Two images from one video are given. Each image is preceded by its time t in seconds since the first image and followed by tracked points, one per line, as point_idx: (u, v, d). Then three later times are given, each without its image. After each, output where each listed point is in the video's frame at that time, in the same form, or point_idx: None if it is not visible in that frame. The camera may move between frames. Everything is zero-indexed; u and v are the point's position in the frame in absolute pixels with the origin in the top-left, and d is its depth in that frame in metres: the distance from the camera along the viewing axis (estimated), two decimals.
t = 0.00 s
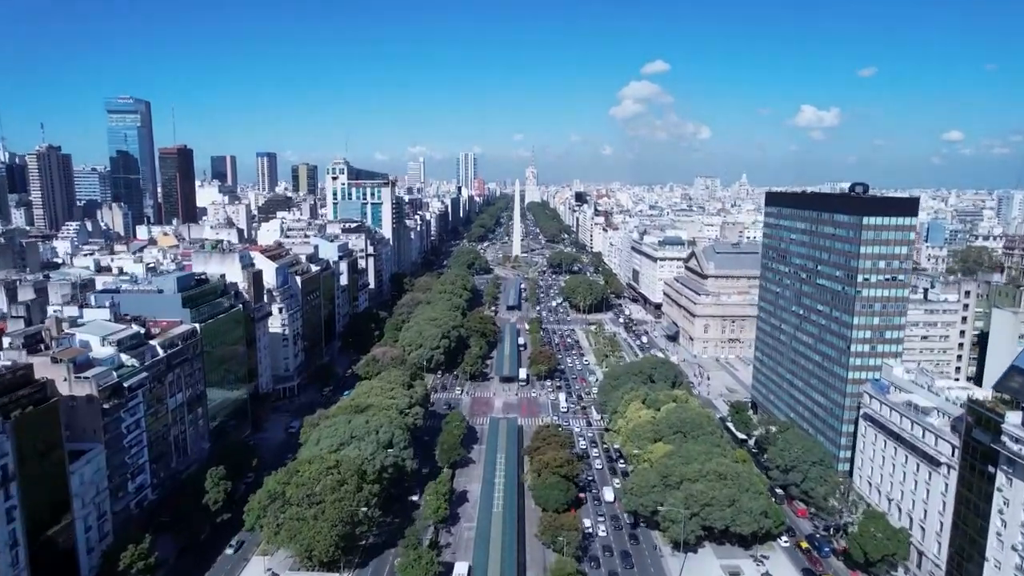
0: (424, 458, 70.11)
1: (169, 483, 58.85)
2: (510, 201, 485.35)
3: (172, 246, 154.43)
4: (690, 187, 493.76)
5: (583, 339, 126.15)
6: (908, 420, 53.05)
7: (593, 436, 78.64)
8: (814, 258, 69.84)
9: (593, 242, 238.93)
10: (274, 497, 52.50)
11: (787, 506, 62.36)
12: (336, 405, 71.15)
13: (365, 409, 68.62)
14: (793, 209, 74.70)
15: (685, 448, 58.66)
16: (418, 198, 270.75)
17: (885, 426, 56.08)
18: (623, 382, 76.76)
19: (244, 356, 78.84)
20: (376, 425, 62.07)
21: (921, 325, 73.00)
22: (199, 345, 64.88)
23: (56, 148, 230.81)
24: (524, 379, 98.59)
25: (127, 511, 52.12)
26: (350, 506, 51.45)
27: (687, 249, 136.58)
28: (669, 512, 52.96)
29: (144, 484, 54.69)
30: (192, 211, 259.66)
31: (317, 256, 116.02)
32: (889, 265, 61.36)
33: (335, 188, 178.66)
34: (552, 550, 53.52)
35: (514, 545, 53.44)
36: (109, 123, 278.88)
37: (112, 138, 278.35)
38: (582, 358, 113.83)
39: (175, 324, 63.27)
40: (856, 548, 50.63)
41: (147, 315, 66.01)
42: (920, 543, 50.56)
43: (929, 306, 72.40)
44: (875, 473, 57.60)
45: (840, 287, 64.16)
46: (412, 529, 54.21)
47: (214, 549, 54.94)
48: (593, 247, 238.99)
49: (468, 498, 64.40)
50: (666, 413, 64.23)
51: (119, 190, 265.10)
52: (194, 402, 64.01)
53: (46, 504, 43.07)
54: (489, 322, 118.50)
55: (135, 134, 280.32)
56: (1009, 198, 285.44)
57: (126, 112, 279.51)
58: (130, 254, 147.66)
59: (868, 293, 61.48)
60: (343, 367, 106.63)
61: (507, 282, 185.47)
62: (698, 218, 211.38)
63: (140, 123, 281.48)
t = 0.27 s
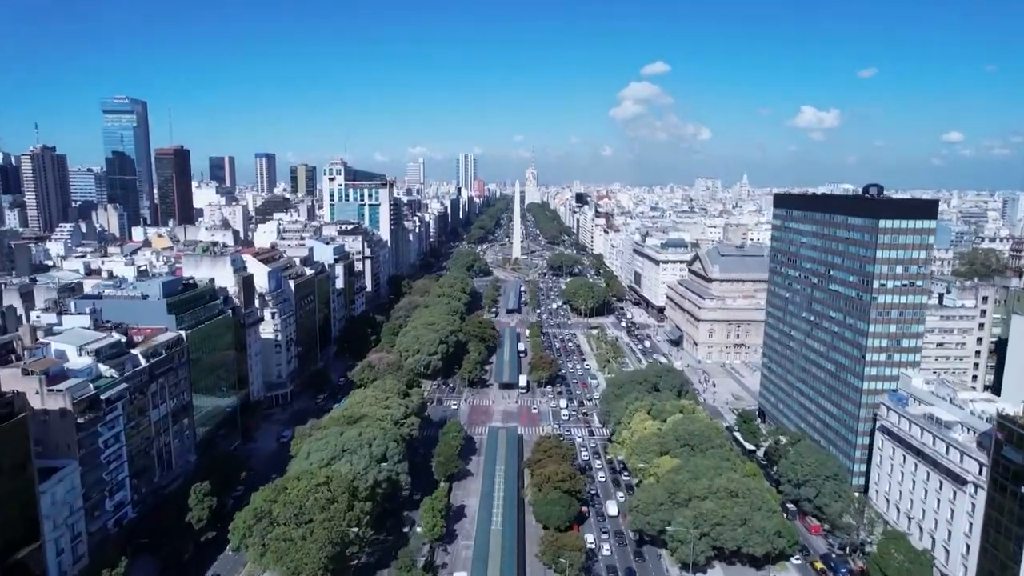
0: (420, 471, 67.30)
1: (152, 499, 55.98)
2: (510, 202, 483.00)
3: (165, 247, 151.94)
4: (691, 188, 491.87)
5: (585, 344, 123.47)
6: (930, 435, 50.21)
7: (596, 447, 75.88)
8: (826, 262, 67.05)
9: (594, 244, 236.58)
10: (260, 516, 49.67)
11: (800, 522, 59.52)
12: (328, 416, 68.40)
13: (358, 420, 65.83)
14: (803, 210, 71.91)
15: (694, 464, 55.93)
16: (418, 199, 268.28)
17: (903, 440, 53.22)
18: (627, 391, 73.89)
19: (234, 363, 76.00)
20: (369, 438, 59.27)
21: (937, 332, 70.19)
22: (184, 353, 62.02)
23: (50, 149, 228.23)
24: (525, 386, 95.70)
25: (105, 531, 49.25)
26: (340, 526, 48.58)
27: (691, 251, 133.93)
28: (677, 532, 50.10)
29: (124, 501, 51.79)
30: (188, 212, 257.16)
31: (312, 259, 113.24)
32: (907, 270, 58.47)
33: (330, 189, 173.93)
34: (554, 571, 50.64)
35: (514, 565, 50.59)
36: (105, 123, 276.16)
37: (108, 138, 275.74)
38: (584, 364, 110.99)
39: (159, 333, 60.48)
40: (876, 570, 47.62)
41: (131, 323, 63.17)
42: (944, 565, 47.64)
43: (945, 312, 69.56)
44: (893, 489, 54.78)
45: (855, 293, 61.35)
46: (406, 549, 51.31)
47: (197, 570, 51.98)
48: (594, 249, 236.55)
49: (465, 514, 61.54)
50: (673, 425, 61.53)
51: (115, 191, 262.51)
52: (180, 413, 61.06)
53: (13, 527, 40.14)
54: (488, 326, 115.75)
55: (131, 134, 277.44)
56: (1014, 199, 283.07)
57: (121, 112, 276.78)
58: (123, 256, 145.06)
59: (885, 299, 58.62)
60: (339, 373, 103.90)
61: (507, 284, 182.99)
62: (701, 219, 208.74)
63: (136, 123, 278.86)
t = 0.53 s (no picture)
0: (415, 486, 64.57)
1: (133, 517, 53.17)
2: (510, 203, 480.35)
3: (159, 249, 149.23)
4: (692, 189, 488.69)
5: (586, 349, 120.82)
6: (955, 450, 47.37)
7: (599, 459, 73.12)
8: (840, 267, 64.31)
9: (595, 246, 233.97)
10: (245, 536, 46.71)
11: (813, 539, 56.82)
12: (320, 427, 65.63)
13: (351, 432, 63.06)
14: (815, 212, 69.16)
15: (703, 480, 53.24)
16: (417, 201, 265.64)
17: (924, 455, 50.40)
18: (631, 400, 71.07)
19: (223, 372, 73.28)
20: (362, 452, 56.52)
21: (954, 339, 67.43)
22: (169, 362, 59.27)
23: (45, 149, 225.56)
24: (525, 394, 92.88)
25: (79, 553, 46.39)
26: (329, 548, 45.75)
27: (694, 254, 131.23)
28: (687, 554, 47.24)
29: (102, 520, 48.92)
30: (185, 214, 254.60)
31: (307, 263, 110.51)
32: (927, 275, 55.71)
33: (328, 190, 172.16)
34: None
35: None
36: (100, 123, 273.35)
37: (104, 139, 273.00)
38: (586, 370, 108.16)
39: (143, 340, 57.70)
40: None
41: (114, 330, 60.45)
42: None
43: (962, 319, 66.72)
44: (913, 507, 51.99)
45: (870, 299, 58.60)
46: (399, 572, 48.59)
47: None
48: (595, 251, 233.91)
49: (463, 531, 58.69)
50: (680, 438, 58.82)
51: (111, 192, 259.70)
52: (164, 425, 58.22)
53: None
54: (487, 331, 113.00)
55: (127, 134, 274.57)
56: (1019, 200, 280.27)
57: (117, 112, 274.11)
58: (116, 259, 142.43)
59: (903, 306, 55.86)
60: (334, 379, 101.18)
61: (507, 287, 180.43)
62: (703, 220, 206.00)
63: (132, 123, 276.09)
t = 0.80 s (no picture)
0: (410, 502, 61.61)
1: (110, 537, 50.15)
2: (510, 205, 477.39)
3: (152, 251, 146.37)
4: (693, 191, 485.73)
5: (588, 354, 117.91)
6: (985, 469, 44.28)
7: (602, 472, 70.13)
8: (855, 272, 61.35)
9: (596, 247, 231.01)
10: (226, 562, 43.21)
11: (829, 559, 53.80)
12: (310, 440, 62.64)
13: (343, 446, 60.07)
14: (828, 215, 66.15)
15: (714, 500, 50.13)
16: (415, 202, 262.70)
17: (950, 474, 47.28)
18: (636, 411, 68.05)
19: (211, 381, 70.26)
20: (353, 469, 53.44)
21: (974, 347, 64.38)
22: (150, 372, 56.17)
23: (39, 149, 222.62)
24: (525, 402, 89.81)
25: None
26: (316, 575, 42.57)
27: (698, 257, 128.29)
28: None
29: (75, 543, 45.84)
30: (181, 216, 251.63)
31: (301, 266, 107.53)
32: (951, 282, 52.71)
33: (324, 192, 167.74)
34: None
35: None
36: (95, 124, 270.21)
37: (100, 140, 270.13)
38: (588, 376, 105.20)
39: (122, 350, 54.65)
40: None
41: (93, 338, 57.39)
42: None
43: (983, 326, 63.64)
44: (938, 528, 48.86)
45: (890, 307, 55.61)
46: None
47: None
48: (596, 253, 230.94)
49: (460, 551, 55.60)
50: (689, 453, 55.79)
51: (106, 193, 256.77)
52: (145, 438, 55.15)
53: None
54: (487, 336, 110.02)
55: (123, 134, 271.54)
56: None
57: (113, 112, 270.93)
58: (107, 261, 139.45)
59: (925, 315, 52.86)
60: (328, 386, 98.22)
61: (506, 289, 177.51)
62: (706, 222, 203.36)
63: (128, 124, 273.07)
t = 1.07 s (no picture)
0: (405, 519, 58.83)
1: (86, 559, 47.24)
2: (510, 206, 474.63)
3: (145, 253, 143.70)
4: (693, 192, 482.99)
5: (589, 359, 115.19)
6: (1016, 490, 41.43)
7: (605, 485, 67.38)
8: (871, 278, 58.57)
9: (596, 249, 228.12)
10: None
11: None
12: (301, 453, 59.87)
13: (334, 460, 57.30)
14: (842, 217, 63.43)
15: (725, 520, 47.17)
16: (414, 203, 259.89)
17: (977, 493, 44.42)
18: (640, 422, 65.26)
19: (198, 390, 67.49)
20: (342, 487, 50.60)
21: (995, 356, 61.60)
22: (132, 383, 53.41)
23: (33, 150, 219.82)
24: (525, 410, 86.95)
25: None
26: None
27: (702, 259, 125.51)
28: None
29: (46, 568, 42.89)
30: (178, 217, 248.87)
31: (295, 269, 104.75)
32: (975, 289, 49.89)
33: (320, 193, 165.74)
34: None
35: None
36: (90, 124, 267.44)
37: (95, 140, 267.30)
38: (589, 382, 102.36)
39: (101, 360, 51.83)
40: None
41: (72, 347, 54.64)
42: None
43: (1005, 334, 60.84)
44: (963, 550, 45.93)
45: (909, 314, 52.79)
46: None
47: None
48: (597, 254, 228.16)
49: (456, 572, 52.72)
50: (698, 468, 52.92)
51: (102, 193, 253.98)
52: (125, 453, 52.20)
53: None
54: (485, 341, 107.22)
55: (119, 135, 268.67)
56: None
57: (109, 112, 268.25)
58: (99, 263, 136.65)
59: (947, 323, 50.04)
60: (322, 393, 95.46)
61: (506, 292, 174.82)
62: (709, 224, 200.87)
63: (123, 124, 270.27)
